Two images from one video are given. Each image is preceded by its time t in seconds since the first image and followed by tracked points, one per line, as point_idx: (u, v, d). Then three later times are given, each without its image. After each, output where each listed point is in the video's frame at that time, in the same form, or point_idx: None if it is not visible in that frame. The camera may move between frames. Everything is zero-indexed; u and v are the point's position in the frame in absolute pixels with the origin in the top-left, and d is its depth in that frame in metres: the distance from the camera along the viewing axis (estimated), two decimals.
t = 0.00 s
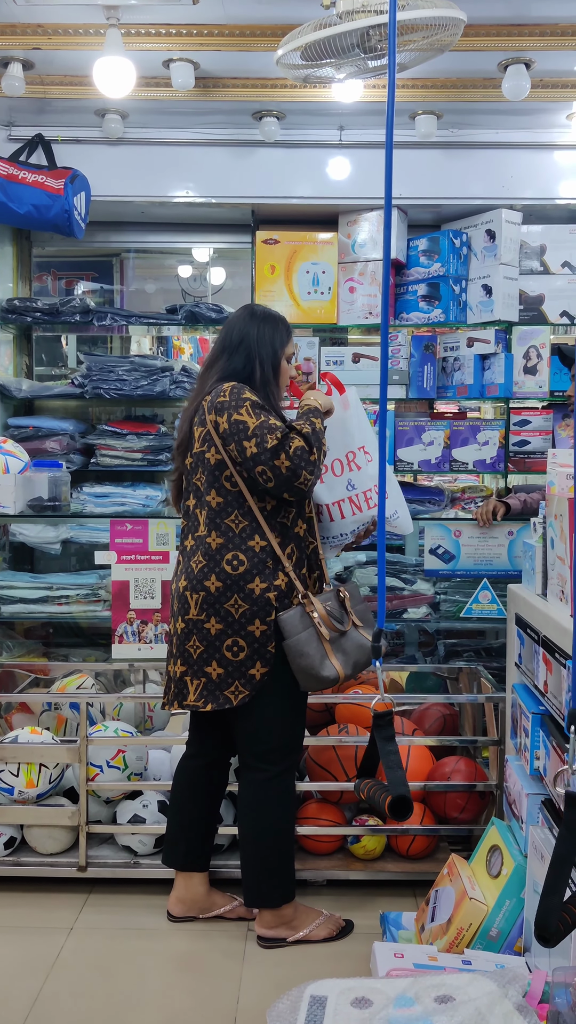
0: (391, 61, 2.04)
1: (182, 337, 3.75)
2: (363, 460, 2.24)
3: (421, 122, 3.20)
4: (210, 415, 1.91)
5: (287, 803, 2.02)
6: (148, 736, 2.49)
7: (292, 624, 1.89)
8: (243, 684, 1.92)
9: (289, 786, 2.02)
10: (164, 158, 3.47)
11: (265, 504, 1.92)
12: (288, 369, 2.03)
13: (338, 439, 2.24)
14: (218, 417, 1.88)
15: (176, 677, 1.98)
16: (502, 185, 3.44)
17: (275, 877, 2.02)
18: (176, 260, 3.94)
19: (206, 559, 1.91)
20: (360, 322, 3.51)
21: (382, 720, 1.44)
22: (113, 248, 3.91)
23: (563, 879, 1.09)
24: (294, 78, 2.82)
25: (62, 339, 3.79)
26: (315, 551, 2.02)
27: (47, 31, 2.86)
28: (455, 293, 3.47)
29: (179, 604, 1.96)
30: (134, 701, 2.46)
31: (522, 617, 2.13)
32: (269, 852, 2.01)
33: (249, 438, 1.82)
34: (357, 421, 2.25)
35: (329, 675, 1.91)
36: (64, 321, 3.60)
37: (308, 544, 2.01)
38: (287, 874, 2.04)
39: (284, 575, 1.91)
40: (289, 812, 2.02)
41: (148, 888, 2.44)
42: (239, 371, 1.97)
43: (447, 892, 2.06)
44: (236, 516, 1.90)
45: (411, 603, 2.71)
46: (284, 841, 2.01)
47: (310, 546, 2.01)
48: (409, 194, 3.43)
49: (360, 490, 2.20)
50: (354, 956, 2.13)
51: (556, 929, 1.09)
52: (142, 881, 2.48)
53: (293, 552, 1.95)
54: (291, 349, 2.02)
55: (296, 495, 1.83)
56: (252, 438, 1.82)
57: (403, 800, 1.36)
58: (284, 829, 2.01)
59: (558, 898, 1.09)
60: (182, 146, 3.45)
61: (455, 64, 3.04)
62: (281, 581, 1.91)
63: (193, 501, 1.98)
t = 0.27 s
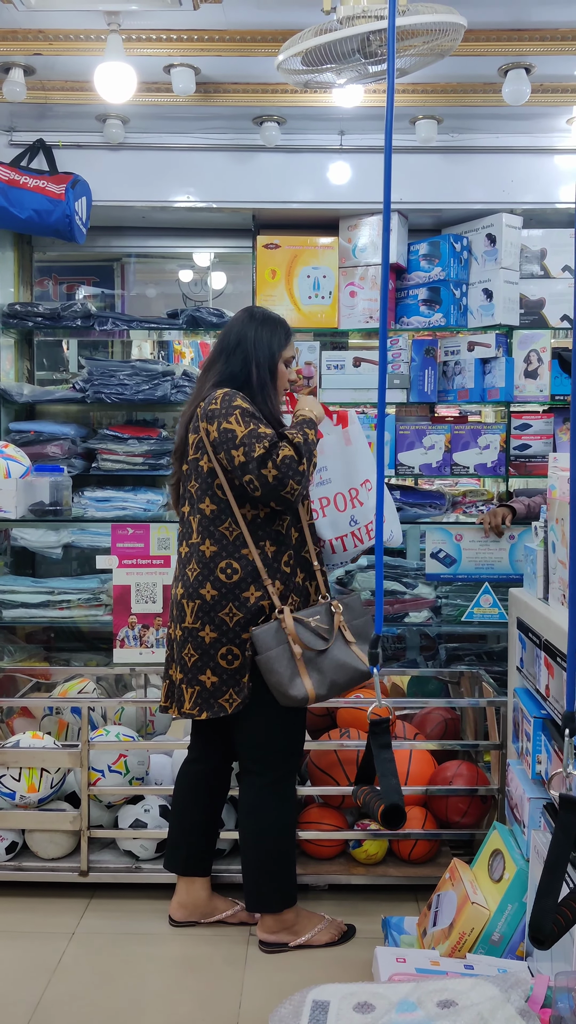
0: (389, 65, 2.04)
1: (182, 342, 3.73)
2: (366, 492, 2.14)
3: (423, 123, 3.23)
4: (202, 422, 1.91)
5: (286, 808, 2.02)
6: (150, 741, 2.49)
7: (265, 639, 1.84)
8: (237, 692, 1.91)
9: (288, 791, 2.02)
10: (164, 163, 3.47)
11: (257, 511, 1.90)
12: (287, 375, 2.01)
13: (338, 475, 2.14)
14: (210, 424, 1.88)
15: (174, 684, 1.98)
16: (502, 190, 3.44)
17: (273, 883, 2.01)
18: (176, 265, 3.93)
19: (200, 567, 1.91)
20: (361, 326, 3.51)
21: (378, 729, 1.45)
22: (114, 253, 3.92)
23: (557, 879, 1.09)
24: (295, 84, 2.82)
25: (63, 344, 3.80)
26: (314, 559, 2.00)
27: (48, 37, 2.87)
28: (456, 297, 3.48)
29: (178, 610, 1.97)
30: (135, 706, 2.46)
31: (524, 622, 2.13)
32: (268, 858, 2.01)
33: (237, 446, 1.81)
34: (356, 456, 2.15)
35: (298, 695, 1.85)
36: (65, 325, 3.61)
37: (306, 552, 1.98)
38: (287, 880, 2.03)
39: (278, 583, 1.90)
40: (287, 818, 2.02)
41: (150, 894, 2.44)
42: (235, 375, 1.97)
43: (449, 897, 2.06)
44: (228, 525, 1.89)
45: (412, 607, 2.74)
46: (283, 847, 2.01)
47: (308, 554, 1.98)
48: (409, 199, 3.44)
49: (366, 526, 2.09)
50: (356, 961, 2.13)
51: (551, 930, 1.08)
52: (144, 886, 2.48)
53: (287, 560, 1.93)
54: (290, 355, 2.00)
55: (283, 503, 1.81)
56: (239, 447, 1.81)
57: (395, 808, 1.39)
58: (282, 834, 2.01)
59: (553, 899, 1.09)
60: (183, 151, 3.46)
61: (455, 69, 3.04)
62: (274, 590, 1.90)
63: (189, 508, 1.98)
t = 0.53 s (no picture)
0: (390, 69, 2.05)
1: (184, 345, 3.73)
2: (367, 509, 2.03)
3: (423, 128, 3.22)
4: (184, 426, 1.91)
5: (287, 811, 2.02)
6: (151, 744, 2.49)
7: (205, 653, 1.80)
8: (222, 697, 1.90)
9: (288, 793, 2.02)
10: (165, 167, 3.47)
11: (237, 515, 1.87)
12: (270, 373, 1.95)
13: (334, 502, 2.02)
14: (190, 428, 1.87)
15: (167, 688, 1.99)
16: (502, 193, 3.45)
17: (275, 886, 2.01)
18: (178, 268, 3.94)
19: (184, 570, 1.90)
20: (361, 329, 3.51)
21: (383, 736, 1.44)
22: (115, 256, 3.92)
23: (556, 885, 1.09)
24: (295, 87, 2.83)
25: (64, 347, 3.77)
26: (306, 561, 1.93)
27: (49, 40, 2.87)
28: (457, 300, 3.49)
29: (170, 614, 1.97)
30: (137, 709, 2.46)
31: (525, 625, 2.13)
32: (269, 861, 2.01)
33: (214, 450, 1.80)
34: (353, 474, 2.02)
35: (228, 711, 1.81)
36: (66, 329, 3.61)
37: (296, 557, 1.91)
38: (288, 883, 2.03)
39: (263, 588, 1.86)
40: (286, 821, 2.01)
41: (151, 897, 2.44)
42: (215, 377, 1.95)
43: (451, 900, 2.06)
44: (208, 530, 1.87)
45: (413, 610, 2.71)
46: (283, 850, 2.01)
47: (299, 557, 1.92)
48: (410, 202, 3.45)
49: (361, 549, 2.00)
50: (358, 964, 2.13)
51: (551, 936, 1.09)
52: (145, 889, 2.47)
53: (272, 564, 1.87)
54: (271, 352, 1.93)
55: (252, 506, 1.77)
56: (215, 450, 1.79)
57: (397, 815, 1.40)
58: (282, 837, 2.01)
59: (552, 904, 1.09)
60: (183, 155, 3.46)
61: (456, 73, 3.05)
62: (257, 595, 1.86)
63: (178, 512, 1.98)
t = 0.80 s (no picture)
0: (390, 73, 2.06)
1: (185, 347, 3.73)
2: (342, 527, 1.78)
3: (424, 128, 3.25)
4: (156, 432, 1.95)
5: (279, 810, 2.00)
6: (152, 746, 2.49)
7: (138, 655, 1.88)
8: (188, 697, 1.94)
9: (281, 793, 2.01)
10: (166, 169, 3.47)
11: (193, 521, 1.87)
12: (244, 374, 1.93)
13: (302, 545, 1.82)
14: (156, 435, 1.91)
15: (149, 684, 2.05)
16: (503, 195, 3.45)
17: (267, 885, 2.00)
18: (179, 270, 3.94)
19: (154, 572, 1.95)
20: (362, 330, 3.52)
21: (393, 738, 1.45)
22: (116, 259, 3.92)
23: (560, 892, 1.11)
24: (296, 90, 2.83)
25: (65, 350, 3.78)
26: (275, 566, 1.89)
27: (50, 43, 2.87)
28: (458, 302, 3.49)
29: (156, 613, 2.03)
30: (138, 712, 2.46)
31: (526, 626, 2.13)
32: (259, 860, 2.00)
33: (165, 459, 1.83)
34: (307, 503, 1.77)
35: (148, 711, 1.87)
36: (67, 331, 3.62)
37: (258, 561, 1.87)
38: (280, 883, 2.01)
39: (217, 590, 1.85)
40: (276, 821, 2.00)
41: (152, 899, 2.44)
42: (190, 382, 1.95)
43: (452, 902, 2.06)
44: (170, 534, 1.90)
45: (414, 611, 2.72)
46: (273, 849, 1.99)
47: (266, 561, 1.88)
48: (410, 204, 3.45)
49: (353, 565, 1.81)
50: (359, 966, 2.13)
51: (555, 942, 1.10)
52: (146, 891, 2.47)
53: (227, 569, 1.86)
54: (242, 353, 1.92)
55: (185, 517, 1.77)
56: (166, 460, 1.83)
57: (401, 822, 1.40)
58: (271, 837, 1.99)
59: (556, 910, 1.10)
60: (184, 157, 3.46)
61: (456, 75, 3.05)
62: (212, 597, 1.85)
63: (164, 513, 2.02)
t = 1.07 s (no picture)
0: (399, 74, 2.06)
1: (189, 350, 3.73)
2: (297, 528, 1.64)
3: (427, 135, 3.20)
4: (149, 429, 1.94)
5: (252, 820, 1.92)
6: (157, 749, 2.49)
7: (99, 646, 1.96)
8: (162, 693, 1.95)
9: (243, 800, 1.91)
10: (170, 173, 3.48)
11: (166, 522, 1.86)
12: (233, 375, 1.88)
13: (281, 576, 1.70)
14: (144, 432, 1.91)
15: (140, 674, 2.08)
16: (507, 198, 3.45)
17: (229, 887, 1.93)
18: (183, 273, 3.95)
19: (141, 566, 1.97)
20: (366, 333, 3.51)
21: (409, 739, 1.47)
22: (121, 262, 3.93)
23: None
24: (300, 93, 2.83)
25: (70, 353, 3.79)
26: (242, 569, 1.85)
27: (55, 47, 2.88)
28: (462, 304, 3.48)
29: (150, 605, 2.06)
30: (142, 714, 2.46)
31: (531, 629, 2.12)
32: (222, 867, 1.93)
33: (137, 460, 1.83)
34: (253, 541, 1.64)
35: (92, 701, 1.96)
36: (72, 334, 3.63)
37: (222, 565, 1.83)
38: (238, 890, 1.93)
39: (178, 590, 1.84)
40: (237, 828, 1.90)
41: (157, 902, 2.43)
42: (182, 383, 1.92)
43: (457, 906, 2.05)
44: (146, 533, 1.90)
45: (419, 614, 2.71)
46: (243, 854, 1.91)
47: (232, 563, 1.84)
48: (415, 207, 3.45)
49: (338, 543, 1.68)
50: (364, 970, 2.13)
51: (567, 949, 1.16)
52: (151, 895, 2.47)
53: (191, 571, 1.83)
54: (231, 353, 1.87)
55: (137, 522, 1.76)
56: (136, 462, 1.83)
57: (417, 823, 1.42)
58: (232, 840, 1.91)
59: (570, 919, 1.16)
60: (188, 160, 3.47)
61: (460, 78, 3.06)
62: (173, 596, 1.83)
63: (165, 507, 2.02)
